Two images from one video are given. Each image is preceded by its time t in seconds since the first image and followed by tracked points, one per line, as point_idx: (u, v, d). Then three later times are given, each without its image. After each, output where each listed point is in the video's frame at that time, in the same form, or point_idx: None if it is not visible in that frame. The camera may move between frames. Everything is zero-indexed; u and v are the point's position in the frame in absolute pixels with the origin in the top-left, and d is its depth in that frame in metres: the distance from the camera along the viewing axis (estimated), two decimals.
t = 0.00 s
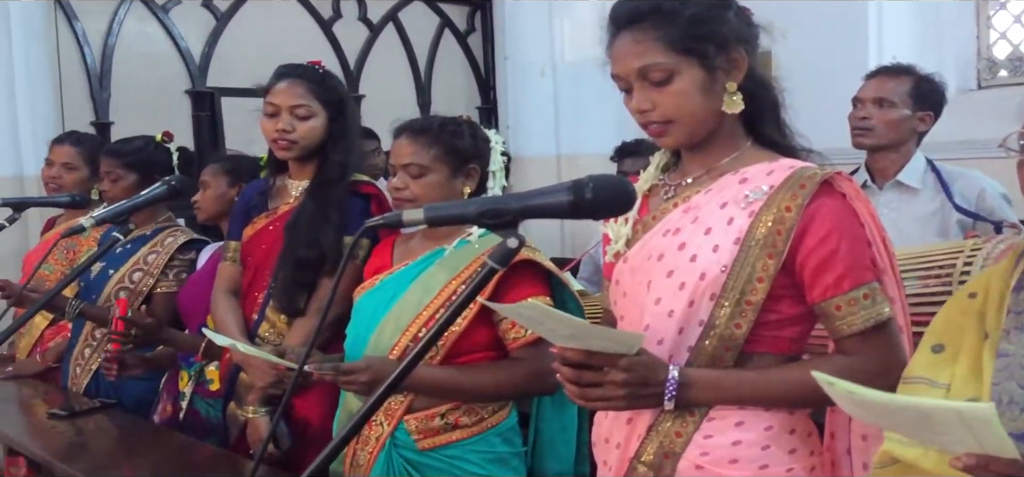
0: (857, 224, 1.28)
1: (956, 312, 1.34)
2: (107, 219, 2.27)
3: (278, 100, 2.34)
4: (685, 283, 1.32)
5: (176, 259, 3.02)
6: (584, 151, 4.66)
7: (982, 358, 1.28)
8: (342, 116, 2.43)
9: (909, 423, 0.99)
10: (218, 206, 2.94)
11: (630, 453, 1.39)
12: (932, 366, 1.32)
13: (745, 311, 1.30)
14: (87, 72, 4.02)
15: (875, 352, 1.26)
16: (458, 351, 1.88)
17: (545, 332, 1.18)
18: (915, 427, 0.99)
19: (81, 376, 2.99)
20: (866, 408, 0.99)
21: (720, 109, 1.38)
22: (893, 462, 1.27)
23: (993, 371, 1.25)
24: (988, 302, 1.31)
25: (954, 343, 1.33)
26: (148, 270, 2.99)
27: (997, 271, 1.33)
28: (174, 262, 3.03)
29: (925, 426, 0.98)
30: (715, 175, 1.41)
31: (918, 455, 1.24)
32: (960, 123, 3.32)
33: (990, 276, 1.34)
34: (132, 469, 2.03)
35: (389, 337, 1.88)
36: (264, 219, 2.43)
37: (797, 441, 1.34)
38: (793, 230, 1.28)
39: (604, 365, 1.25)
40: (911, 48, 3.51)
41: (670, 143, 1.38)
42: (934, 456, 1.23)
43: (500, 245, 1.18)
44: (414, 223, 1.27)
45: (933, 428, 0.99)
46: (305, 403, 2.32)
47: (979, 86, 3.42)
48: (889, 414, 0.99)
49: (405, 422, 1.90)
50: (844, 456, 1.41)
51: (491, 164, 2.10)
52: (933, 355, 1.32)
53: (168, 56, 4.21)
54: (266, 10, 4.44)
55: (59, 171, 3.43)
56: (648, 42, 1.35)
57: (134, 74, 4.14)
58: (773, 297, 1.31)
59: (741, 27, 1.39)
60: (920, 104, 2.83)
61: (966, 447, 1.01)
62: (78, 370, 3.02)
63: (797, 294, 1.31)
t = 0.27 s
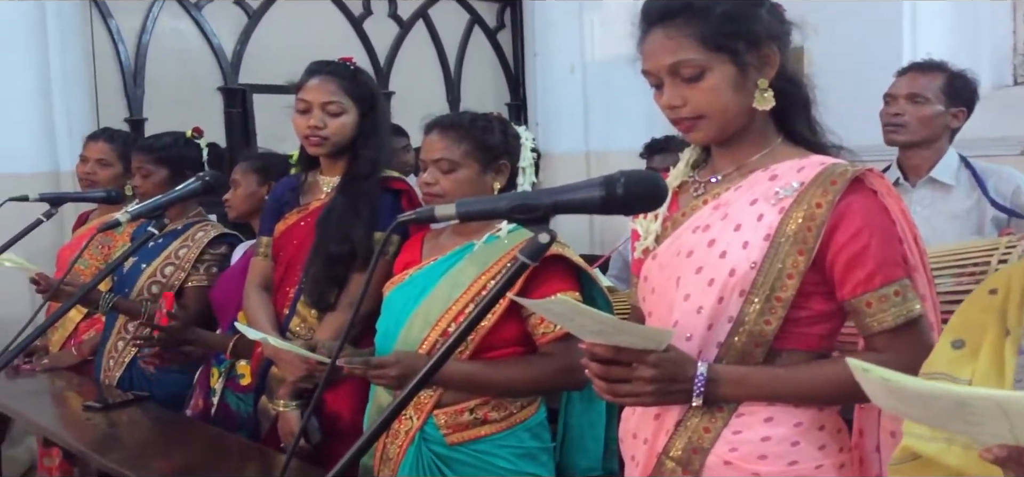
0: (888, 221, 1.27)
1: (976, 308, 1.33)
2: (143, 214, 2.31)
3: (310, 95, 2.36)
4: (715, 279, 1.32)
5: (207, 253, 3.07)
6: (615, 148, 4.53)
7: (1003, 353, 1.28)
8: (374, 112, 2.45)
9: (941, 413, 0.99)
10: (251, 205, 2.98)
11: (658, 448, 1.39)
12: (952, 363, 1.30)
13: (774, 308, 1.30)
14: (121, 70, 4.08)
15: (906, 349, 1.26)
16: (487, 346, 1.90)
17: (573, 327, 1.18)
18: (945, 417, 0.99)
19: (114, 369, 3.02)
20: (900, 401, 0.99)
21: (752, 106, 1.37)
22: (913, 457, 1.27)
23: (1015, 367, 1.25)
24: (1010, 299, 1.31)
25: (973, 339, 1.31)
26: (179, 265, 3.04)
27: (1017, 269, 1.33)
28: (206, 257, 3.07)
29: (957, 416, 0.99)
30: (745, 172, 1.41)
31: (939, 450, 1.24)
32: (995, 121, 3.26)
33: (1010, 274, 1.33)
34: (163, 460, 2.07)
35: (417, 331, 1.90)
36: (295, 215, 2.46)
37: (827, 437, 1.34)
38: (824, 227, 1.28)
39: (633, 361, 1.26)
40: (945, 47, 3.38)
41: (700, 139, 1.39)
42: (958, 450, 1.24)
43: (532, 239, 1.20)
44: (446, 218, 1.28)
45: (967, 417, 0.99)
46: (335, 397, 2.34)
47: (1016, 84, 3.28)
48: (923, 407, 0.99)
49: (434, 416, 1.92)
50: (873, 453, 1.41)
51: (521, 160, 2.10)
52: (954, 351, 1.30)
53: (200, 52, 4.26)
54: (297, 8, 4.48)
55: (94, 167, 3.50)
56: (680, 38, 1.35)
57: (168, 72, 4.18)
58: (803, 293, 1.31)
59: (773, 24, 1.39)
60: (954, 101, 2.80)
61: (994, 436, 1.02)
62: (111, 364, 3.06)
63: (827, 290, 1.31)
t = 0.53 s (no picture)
0: (923, 219, 1.26)
1: (1012, 307, 1.27)
2: (172, 212, 2.33)
3: (336, 94, 2.38)
4: (746, 278, 1.31)
5: (227, 248, 3.10)
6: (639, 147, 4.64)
7: None
8: (399, 110, 2.46)
9: (966, 405, 0.98)
10: (271, 202, 3.00)
11: (690, 448, 1.38)
12: (981, 361, 1.25)
13: (807, 307, 1.29)
14: (150, 68, 4.14)
15: (942, 348, 1.24)
16: (511, 342, 1.90)
17: (604, 328, 1.18)
18: (969, 410, 0.99)
19: (137, 363, 3.07)
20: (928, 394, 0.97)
21: (784, 101, 1.37)
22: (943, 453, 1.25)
23: None
24: None
25: (1007, 339, 1.26)
26: (200, 260, 3.06)
27: None
28: (225, 252, 3.11)
29: (982, 408, 0.99)
30: (776, 169, 1.39)
31: (970, 448, 1.22)
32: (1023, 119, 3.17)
33: None
34: (187, 454, 2.08)
35: (443, 328, 1.90)
36: (323, 212, 2.48)
37: (862, 438, 1.33)
38: (857, 225, 1.27)
39: (665, 361, 1.25)
40: (973, 42, 3.41)
41: (729, 134, 1.37)
42: (988, 448, 1.21)
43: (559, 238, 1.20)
44: (472, 217, 1.27)
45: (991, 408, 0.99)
46: (361, 393, 2.35)
47: None
48: (948, 398, 0.97)
49: (459, 413, 1.92)
50: (905, 453, 1.39)
51: (546, 158, 2.11)
52: (985, 350, 1.26)
53: (229, 51, 4.31)
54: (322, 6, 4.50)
55: (119, 163, 3.53)
56: (712, 31, 1.34)
57: (197, 70, 4.25)
58: (836, 292, 1.30)
59: (804, 18, 1.38)
60: (985, 98, 2.76)
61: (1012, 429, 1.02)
62: (133, 358, 3.10)
63: (861, 289, 1.30)
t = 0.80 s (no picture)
0: (959, 216, 1.24)
1: None
2: (197, 210, 2.34)
3: (359, 93, 2.38)
4: (779, 276, 1.30)
5: (242, 245, 3.12)
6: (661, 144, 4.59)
7: None
8: (422, 108, 2.46)
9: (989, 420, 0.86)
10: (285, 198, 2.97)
11: (722, 449, 1.37)
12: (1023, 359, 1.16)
13: (841, 306, 1.27)
14: (175, 67, 4.22)
15: (979, 347, 1.22)
16: (529, 341, 1.90)
17: (631, 328, 1.16)
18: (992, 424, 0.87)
19: (156, 359, 3.11)
20: (947, 414, 0.83)
21: (816, 99, 1.35)
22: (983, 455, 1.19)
23: None
24: None
25: None
26: (216, 257, 3.08)
27: None
28: (241, 249, 3.12)
29: (1004, 422, 0.86)
30: (809, 167, 1.38)
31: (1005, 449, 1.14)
32: None
33: None
34: (209, 450, 2.08)
35: (464, 325, 1.90)
36: (346, 210, 2.48)
37: (898, 440, 1.31)
38: (892, 223, 1.25)
39: (695, 361, 1.24)
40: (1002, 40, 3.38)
41: (764, 135, 1.36)
42: None
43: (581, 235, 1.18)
44: (494, 214, 1.27)
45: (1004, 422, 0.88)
46: (383, 390, 2.35)
47: None
48: (966, 416, 0.84)
49: (480, 411, 1.92)
50: (942, 454, 1.37)
51: (567, 156, 2.09)
52: None
53: (252, 50, 4.34)
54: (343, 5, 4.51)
55: (134, 162, 3.55)
56: (738, 33, 1.32)
57: (220, 68, 4.30)
58: (871, 291, 1.28)
59: (834, 16, 1.36)
60: (1011, 95, 2.72)
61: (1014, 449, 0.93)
62: (152, 353, 3.14)
63: (896, 287, 1.28)
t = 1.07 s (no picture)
0: (991, 213, 1.22)
1: None
2: (221, 206, 2.35)
3: (380, 91, 2.38)
4: (806, 274, 1.28)
5: (263, 241, 3.13)
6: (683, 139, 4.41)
7: None
8: (443, 104, 2.45)
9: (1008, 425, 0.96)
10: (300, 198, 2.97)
11: (746, 448, 1.36)
12: None
13: (869, 304, 1.26)
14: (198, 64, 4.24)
15: (1012, 346, 1.20)
16: (550, 337, 1.89)
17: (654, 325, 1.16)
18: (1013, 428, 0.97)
19: (179, 353, 3.14)
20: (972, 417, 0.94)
21: (834, 99, 1.33)
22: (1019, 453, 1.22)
23: None
24: None
25: None
26: (238, 253, 3.10)
27: None
28: (261, 245, 3.13)
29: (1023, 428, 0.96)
30: (836, 163, 1.36)
31: None
32: None
33: None
34: (226, 441, 2.10)
35: (484, 321, 1.90)
36: (367, 206, 2.49)
37: (926, 439, 1.30)
38: (922, 220, 1.24)
39: (722, 360, 1.23)
40: None
41: (784, 134, 1.34)
42: None
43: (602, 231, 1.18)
44: (516, 210, 1.28)
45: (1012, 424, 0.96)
46: (405, 385, 2.35)
47: None
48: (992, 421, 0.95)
49: (501, 407, 1.92)
50: (972, 453, 1.35)
51: (586, 152, 2.09)
52: None
53: (275, 47, 4.36)
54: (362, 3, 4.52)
55: (150, 158, 3.57)
56: (755, 34, 1.31)
57: (243, 65, 4.31)
58: (900, 288, 1.27)
59: (855, 13, 1.34)
60: None
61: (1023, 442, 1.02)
62: (176, 348, 3.17)
63: (926, 285, 1.27)
